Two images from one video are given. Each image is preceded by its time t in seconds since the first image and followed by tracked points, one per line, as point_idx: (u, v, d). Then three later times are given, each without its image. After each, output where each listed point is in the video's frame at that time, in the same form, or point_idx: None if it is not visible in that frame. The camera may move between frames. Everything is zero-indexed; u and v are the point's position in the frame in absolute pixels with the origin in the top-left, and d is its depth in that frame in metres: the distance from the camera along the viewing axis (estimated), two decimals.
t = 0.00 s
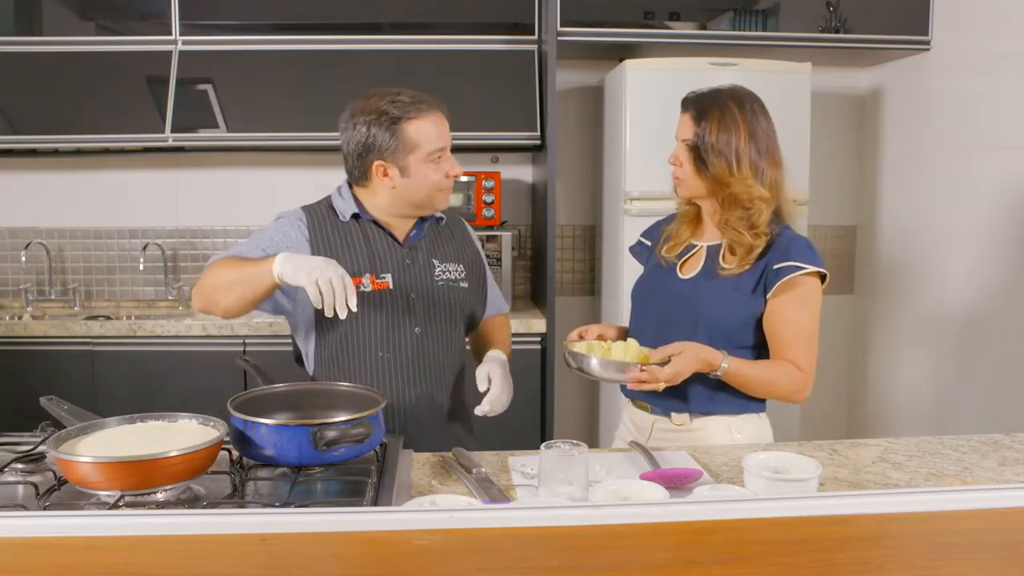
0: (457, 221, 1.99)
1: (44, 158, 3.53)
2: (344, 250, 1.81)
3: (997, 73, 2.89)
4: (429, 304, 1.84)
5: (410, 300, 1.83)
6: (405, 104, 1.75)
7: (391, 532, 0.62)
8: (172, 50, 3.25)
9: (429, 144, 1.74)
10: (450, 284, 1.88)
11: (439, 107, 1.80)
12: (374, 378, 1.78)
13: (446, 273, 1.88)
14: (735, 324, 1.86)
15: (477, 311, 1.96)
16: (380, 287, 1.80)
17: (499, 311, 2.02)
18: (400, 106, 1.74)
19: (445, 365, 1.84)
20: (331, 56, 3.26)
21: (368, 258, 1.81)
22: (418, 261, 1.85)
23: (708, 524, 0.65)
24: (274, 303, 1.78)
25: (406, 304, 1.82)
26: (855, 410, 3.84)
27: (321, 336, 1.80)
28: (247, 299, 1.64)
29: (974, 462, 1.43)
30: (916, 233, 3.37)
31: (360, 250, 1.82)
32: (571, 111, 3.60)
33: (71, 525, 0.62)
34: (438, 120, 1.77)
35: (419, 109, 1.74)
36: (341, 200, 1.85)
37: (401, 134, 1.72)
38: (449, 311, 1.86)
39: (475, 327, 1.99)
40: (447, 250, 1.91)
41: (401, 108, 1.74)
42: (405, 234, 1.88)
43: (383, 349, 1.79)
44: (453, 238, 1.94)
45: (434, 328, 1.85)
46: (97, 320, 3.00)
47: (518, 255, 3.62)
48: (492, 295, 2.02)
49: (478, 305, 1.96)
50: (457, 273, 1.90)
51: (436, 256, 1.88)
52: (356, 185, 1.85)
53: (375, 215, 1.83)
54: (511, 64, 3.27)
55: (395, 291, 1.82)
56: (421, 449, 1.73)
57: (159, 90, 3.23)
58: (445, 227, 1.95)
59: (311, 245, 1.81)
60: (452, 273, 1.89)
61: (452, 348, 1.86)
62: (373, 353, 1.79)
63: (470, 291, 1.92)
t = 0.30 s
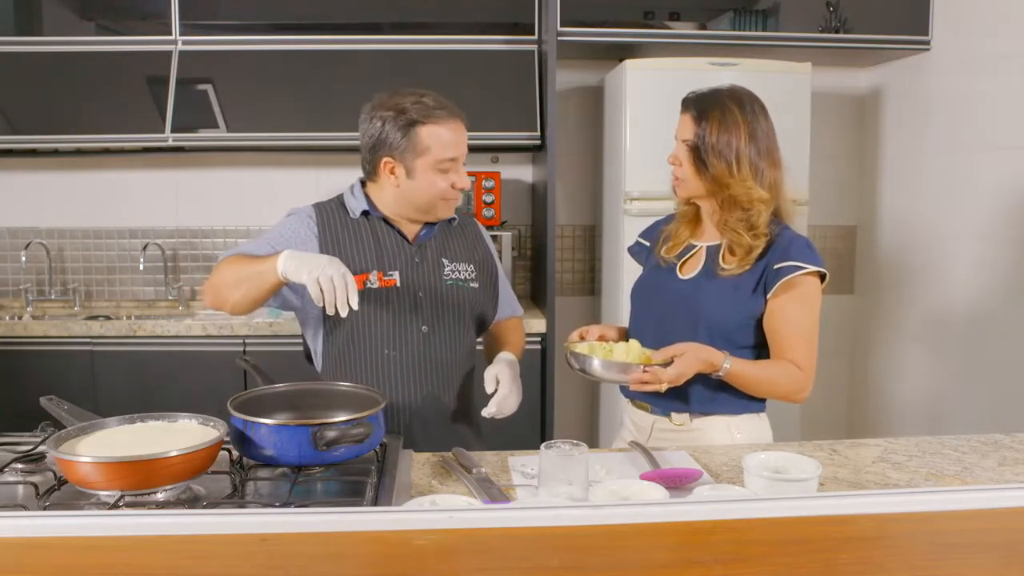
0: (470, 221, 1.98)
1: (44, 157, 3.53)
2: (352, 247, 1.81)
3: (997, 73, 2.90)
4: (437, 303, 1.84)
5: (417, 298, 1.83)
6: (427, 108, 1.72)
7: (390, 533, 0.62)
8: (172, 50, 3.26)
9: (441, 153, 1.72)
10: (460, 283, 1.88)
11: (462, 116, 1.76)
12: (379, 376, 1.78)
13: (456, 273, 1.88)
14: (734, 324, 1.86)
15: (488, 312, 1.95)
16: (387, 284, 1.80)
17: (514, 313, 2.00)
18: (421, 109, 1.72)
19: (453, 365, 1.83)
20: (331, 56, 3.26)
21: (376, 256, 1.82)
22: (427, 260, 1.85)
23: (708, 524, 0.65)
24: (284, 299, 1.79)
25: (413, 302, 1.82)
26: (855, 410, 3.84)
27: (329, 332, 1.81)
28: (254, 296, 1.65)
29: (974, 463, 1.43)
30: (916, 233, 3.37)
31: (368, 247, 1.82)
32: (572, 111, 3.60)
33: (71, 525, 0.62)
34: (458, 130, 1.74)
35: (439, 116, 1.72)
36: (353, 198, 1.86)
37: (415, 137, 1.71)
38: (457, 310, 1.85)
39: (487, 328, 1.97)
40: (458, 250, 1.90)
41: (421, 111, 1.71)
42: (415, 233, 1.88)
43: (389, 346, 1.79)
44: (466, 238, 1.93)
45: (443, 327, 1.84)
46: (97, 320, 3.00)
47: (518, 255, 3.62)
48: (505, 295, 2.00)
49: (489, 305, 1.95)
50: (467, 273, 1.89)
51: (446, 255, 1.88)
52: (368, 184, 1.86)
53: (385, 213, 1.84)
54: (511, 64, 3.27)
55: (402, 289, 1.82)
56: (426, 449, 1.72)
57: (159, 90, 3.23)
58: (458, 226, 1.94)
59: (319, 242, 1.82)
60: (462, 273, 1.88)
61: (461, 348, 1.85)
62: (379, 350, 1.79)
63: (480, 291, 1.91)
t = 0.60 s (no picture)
0: (475, 223, 1.98)
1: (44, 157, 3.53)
2: (355, 247, 1.81)
3: (997, 73, 2.89)
4: (439, 305, 1.84)
5: (420, 300, 1.83)
6: (442, 112, 1.72)
7: (391, 532, 0.62)
8: (172, 50, 3.26)
9: (448, 159, 1.72)
10: (463, 286, 1.88)
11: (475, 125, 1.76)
12: (381, 377, 1.78)
13: (459, 275, 1.87)
14: (737, 323, 1.86)
15: (491, 314, 1.95)
16: (390, 285, 1.80)
17: (517, 315, 2.01)
18: (435, 112, 1.72)
19: (454, 366, 1.83)
20: (331, 57, 3.26)
21: (379, 256, 1.82)
22: (431, 262, 1.85)
23: (708, 524, 0.65)
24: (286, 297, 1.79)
25: (416, 303, 1.82)
26: (855, 410, 3.84)
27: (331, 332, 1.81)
28: (257, 296, 1.65)
29: (974, 463, 1.43)
30: (916, 233, 3.37)
31: (371, 247, 1.82)
32: (572, 111, 3.59)
33: (71, 524, 0.62)
34: (468, 138, 1.74)
35: (452, 123, 1.72)
36: (356, 197, 1.85)
37: (424, 139, 1.71)
38: (459, 312, 1.86)
39: (490, 330, 1.97)
40: (461, 252, 1.90)
41: (435, 115, 1.71)
42: (419, 233, 1.88)
43: (391, 348, 1.79)
44: (470, 241, 1.93)
45: (444, 328, 1.84)
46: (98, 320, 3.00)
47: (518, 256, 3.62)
48: (508, 298, 2.00)
49: (493, 308, 1.95)
50: (470, 276, 1.89)
51: (450, 257, 1.88)
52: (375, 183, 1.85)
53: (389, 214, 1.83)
54: (512, 64, 3.27)
55: (405, 290, 1.82)
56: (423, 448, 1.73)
57: (159, 90, 3.23)
58: (462, 228, 1.94)
59: (322, 241, 1.82)
60: (465, 275, 1.88)
61: (462, 349, 1.85)
62: (382, 351, 1.79)
63: (483, 294, 1.91)
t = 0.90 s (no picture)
0: (476, 223, 1.97)
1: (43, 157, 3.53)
2: (355, 248, 1.81)
3: (997, 73, 2.89)
4: (439, 307, 1.84)
5: (420, 301, 1.83)
6: (421, 110, 1.64)
7: (391, 532, 0.62)
8: (172, 50, 3.26)
9: (428, 158, 1.65)
10: (463, 287, 1.87)
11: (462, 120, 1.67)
12: (381, 378, 1.78)
13: (459, 276, 1.87)
14: (745, 323, 1.86)
15: (492, 316, 1.94)
16: (390, 286, 1.81)
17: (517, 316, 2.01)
18: (414, 110, 1.65)
19: (454, 366, 1.83)
20: (331, 57, 3.26)
21: (380, 257, 1.82)
22: (430, 263, 1.85)
23: (708, 524, 0.65)
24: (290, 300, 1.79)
25: (417, 304, 1.83)
26: (855, 410, 3.84)
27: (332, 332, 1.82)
28: (260, 300, 1.65)
29: (974, 463, 1.43)
30: (917, 233, 3.37)
31: (371, 248, 1.82)
32: (572, 111, 3.59)
33: (70, 524, 0.62)
34: (452, 135, 1.65)
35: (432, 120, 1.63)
36: (358, 198, 1.85)
37: (404, 138, 1.65)
38: (460, 314, 1.86)
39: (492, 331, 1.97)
40: (463, 253, 1.90)
41: (413, 112, 1.64)
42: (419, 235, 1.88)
43: (391, 349, 1.80)
44: (472, 242, 1.93)
45: (444, 329, 1.84)
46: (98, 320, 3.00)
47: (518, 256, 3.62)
48: (510, 298, 2.00)
49: (494, 310, 1.94)
50: (471, 277, 1.89)
51: (450, 258, 1.88)
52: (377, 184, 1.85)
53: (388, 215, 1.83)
54: (512, 64, 3.27)
55: (405, 291, 1.83)
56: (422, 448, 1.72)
57: (159, 90, 3.23)
58: (463, 229, 1.93)
59: (323, 241, 1.82)
60: (466, 277, 1.88)
61: (462, 349, 1.85)
62: (382, 353, 1.79)
63: (484, 296, 1.91)
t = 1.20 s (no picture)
0: (469, 224, 1.94)
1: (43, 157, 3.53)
2: (339, 250, 1.81)
3: (997, 73, 2.90)
4: (423, 310, 1.83)
5: (404, 304, 1.83)
6: (397, 117, 1.54)
7: (391, 531, 0.62)
8: (172, 50, 3.26)
9: (395, 166, 1.57)
10: (449, 292, 1.85)
11: (440, 131, 1.55)
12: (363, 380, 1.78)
13: (446, 281, 1.85)
14: (755, 323, 1.87)
15: (481, 319, 1.93)
16: (373, 289, 1.81)
17: (513, 317, 1.99)
18: (390, 115, 1.54)
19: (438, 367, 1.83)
20: (331, 57, 3.26)
21: (363, 260, 1.82)
22: (416, 267, 1.83)
23: (708, 524, 0.65)
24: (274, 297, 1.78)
25: (400, 307, 1.83)
26: (855, 410, 3.84)
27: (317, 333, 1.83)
28: (242, 299, 1.68)
29: (974, 463, 1.43)
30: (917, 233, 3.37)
31: (356, 251, 1.82)
32: (572, 111, 3.59)
33: (70, 524, 0.62)
34: (425, 146, 1.55)
35: (405, 130, 1.53)
36: (346, 199, 1.83)
37: (375, 142, 1.57)
38: (443, 318, 1.85)
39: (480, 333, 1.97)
40: (451, 256, 1.87)
41: (388, 117, 1.54)
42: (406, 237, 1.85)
43: (374, 351, 1.80)
44: (462, 244, 1.89)
45: (427, 331, 1.84)
46: (98, 321, 3.00)
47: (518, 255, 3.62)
48: (503, 300, 1.98)
49: (483, 313, 1.92)
50: (458, 281, 1.87)
51: (437, 262, 1.85)
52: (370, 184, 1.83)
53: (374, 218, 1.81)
54: (511, 64, 3.27)
55: (387, 294, 1.82)
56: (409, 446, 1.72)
57: (159, 90, 3.23)
58: (455, 231, 1.89)
59: (308, 242, 1.82)
60: (452, 281, 1.85)
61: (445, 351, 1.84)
62: (365, 356, 1.79)
63: (471, 300, 1.89)
